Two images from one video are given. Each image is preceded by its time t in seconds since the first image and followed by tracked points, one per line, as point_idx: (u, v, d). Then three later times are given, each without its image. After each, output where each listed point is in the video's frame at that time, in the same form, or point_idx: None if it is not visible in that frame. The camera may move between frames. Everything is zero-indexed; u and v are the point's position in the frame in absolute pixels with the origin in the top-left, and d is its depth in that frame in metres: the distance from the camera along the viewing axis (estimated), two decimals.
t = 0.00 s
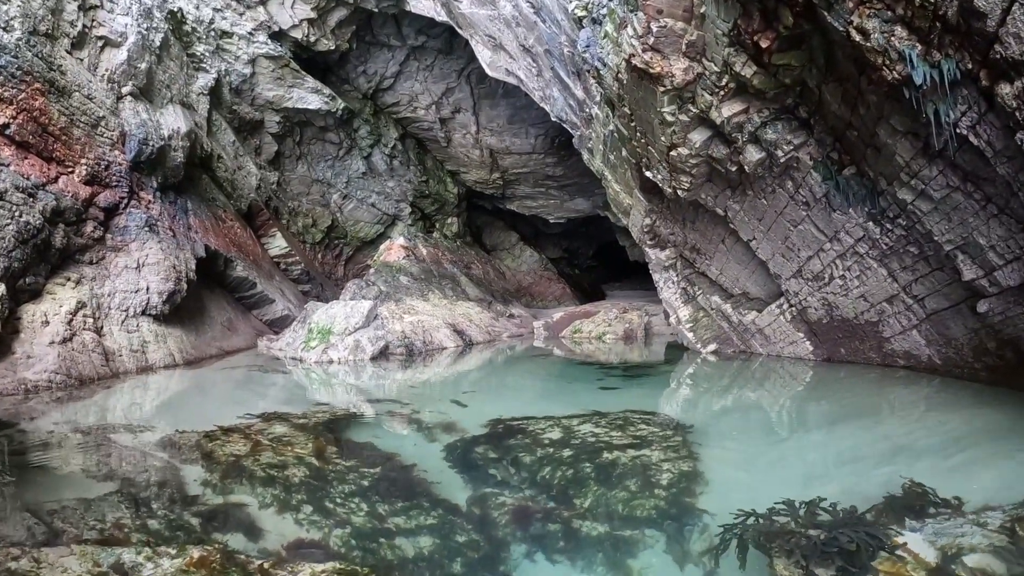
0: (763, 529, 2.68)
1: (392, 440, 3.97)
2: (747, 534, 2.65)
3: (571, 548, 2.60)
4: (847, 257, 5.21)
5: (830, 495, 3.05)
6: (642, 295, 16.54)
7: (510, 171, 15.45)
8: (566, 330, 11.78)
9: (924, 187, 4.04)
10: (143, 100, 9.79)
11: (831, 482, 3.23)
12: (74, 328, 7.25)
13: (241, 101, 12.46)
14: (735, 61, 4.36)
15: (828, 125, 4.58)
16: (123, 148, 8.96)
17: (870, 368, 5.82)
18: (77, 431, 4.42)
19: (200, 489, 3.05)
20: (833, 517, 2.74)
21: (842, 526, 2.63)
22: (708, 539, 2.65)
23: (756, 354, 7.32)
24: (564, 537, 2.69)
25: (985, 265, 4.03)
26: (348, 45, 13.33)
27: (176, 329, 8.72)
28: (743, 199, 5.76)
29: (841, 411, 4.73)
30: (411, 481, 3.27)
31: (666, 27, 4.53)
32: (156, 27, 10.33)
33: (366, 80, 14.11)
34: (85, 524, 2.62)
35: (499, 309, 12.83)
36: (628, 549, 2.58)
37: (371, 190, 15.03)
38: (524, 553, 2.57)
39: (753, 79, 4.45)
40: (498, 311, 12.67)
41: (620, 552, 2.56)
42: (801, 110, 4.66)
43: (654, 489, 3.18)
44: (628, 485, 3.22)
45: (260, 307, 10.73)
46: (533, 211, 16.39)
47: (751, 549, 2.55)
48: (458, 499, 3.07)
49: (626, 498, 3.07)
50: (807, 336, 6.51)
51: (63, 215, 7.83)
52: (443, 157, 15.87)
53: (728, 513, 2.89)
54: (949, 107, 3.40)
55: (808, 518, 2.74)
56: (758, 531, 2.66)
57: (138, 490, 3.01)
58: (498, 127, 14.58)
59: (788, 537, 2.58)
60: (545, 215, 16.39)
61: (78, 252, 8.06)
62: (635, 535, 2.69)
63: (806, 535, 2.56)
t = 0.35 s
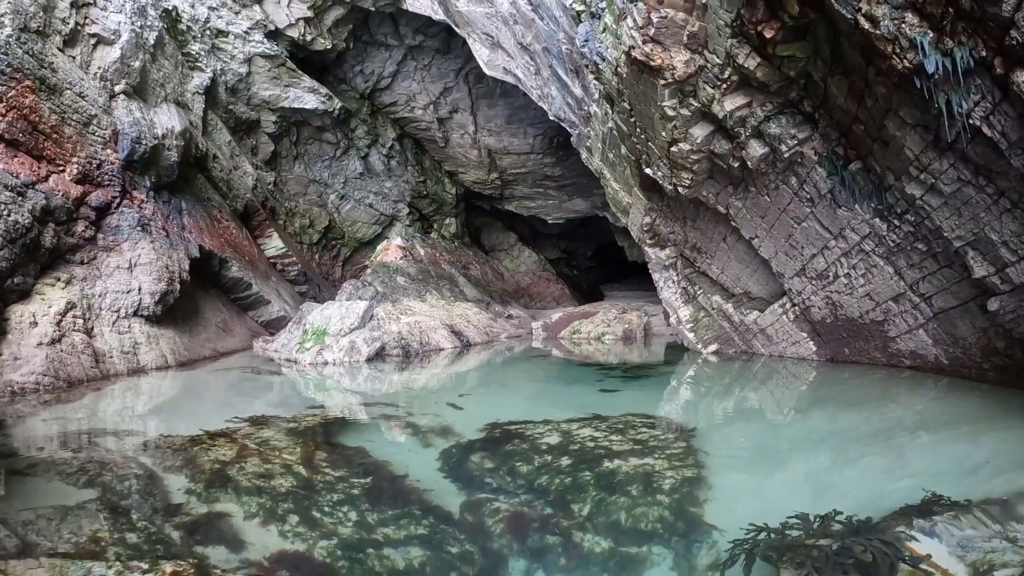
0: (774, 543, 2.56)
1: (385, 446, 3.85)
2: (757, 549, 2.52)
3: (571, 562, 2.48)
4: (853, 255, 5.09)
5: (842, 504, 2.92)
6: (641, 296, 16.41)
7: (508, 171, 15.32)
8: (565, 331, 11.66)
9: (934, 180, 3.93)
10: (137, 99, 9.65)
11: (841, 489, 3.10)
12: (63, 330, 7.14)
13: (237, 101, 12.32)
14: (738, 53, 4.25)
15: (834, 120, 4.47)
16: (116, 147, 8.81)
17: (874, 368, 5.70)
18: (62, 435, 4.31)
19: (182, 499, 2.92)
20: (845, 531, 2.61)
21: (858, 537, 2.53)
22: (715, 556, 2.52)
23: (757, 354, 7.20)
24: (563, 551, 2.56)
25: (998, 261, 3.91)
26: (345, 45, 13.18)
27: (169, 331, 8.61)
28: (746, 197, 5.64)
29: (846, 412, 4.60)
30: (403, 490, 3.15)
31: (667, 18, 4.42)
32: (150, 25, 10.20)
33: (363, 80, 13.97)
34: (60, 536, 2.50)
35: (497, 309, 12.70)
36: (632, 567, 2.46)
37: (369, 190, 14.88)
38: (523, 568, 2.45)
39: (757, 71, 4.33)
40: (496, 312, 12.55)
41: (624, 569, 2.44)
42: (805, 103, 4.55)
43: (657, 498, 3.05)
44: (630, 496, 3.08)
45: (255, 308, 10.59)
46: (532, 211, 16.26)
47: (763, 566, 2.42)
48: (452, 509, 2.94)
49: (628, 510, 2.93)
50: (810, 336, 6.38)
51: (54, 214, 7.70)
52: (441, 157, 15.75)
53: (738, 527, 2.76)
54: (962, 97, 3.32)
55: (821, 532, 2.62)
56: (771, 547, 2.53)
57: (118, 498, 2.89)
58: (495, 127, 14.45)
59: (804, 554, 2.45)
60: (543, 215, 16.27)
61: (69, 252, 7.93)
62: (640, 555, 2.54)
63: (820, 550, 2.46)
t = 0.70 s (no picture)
0: (793, 552, 2.43)
1: (378, 448, 3.71)
2: (775, 558, 2.38)
3: (571, 568, 2.37)
4: (858, 250, 4.98)
5: (857, 506, 2.79)
6: (639, 296, 16.29)
7: (506, 171, 15.19)
8: (563, 331, 11.54)
9: (945, 171, 3.83)
10: (129, 95, 9.50)
11: (853, 489, 2.98)
12: (50, 328, 7.02)
13: (232, 99, 12.17)
14: (742, 42, 4.13)
15: (840, 112, 4.35)
16: (107, 143, 8.65)
17: (879, 366, 5.59)
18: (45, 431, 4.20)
19: (161, 502, 2.80)
20: (860, 537, 2.49)
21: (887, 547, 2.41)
22: (724, 562, 2.41)
23: (759, 353, 7.08)
24: (562, 558, 2.44)
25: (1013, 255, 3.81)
26: (341, 42, 13.02)
27: (161, 329, 8.48)
28: (748, 192, 5.52)
29: (853, 410, 4.47)
30: (395, 493, 3.02)
31: (668, 6, 4.30)
32: (144, 21, 10.04)
33: (360, 79, 13.82)
34: (29, 540, 2.38)
35: (495, 309, 12.56)
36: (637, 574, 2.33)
37: (365, 190, 14.73)
38: None
39: (761, 60, 4.22)
40: (494, 312, 12.41)
41: None
42: (810, 94, 4.44)
43: (660, 502, 2.93)
44: (633, 500, 2.96)
45: (249, 307, 10.44)
46: (529, 211, 16.14)
47: None
48: (445, 515, 2.82)
49: (631, 515, 2.81)
50: (813, 334, 6.26)
51: (43, 210, 7.55)
52: (438, 157, 15.61)
53: (749, 530, 2.64)
54: (977, 83, 3.24)
55: (837, 539, 2.49)
56: (785, 554, 2.41)
57: (92, 502, 2.76)
58: (493, 126, 14.31)
59: (821, 564, 2.32)
60: (540, 215, 16.13)
61: (58, 249, 7.78)
62: (646, 558, 2.43)
63: (843, 560, 2.33)
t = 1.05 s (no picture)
0: (815, 558, 2.33)
1: (376, 449, 3.60)
2: (797, 566, 2.29)
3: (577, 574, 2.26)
4: (866, 245, 4.88)
5: (874, 508, 2.70)
6: (637, 296, 16.19)
7: (504, 170, 15.07)
8: (561, 330, 11.43)
9: (959, 161, 3.74)
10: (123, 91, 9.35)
11: (871, 489, 2.89)
12: (40, 325, 6.90)
13: (228, 97, 12.04)
14: (749, 31, 4.03)
15: (849, 103, 4.25)
16: (101, 139, 8.52)
17: (885, 363, 5.49)
18: (31, 429, 4.08)
19: (148, 507, 2.69)
20: (881, 542, 2.39)
21: (915, 551, 2.31)
22: (739, 568, 2.31)
23: (762, 352, 6.97)
24: (568, 565, 2.34)
25: None
26: (338, 40, 12.87)
27: (154, 328, 8.38)
28: (754, 187, 5.42)
29: (862, 407, 4.37)
30: (394, 496, 2.91)
31: None
32: (139, 17, 9.90)
33: (357, 77, 13.68)
34: (7, 546, 2.28)
35: (493, 309, 12.45)
36: None
37: (363, 189, 14.60)
38: None
39: (769, 49, 4.12)
40: (492, 312, 12.30)
41: None
42: (818, 85, 4.34)
43: (670, 504, 2.82)
44: (641, 502, 2.85)
45: (245, 306, 10.31)
46: (527, 211, 16.04)
47: None
48: (445, 519, 2.71)
49: (640, 518, 2.70)
50: (818, 332, 6.15)
51: (34, 205, 7.41)
52: (436, 156, 15.49)
53: (767, 537, 2.53)
54: (993, 69, 3.15)
55: (859, 544, 2.39)
56: (808, 563, 2.30)
57: (76, 504, 2.65)
58: (491, 125, 14.18)
59: (846, 569, 2.22)
60: (538, 215, 16.02)
61: (50, 245, 7.65)
62: (657, 566, 2.32)
63: (870, 565, 2.23)
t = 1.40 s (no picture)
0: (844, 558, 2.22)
1: (372, 449, 3.48)
2: (829, 565, 2.18)
3: None
4: (874, 238, 4.77)
5: (894, 507, 2.60)
6: (635, 295, 16.08)
7: (501, 168, 14.94)
8: (560, 329, 11.32)
9: (973, 149, 3.64)
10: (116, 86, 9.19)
11: (891, 489, 2.77)
12: (28, 322, 6.77)
13: (224, 94, 11.89)
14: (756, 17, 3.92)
15: (858, 91, 4.14)
16: (92, 133, 8.37)
17: (891, 360, 5.38)
18: (16, 425, 3.98)
19: (127, 515, 2.59)
20: (911, 539, 2.29)
21: (945, 548, 2.20)
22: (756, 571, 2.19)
23: (765, 349, 6.86)
24: (571, 569, 2.23)
25: None
26: (334, 37, 12.67)
27: (146, 326, 8.23)
28: (758, 179, 5.30)
29: (870, 404, 4.27)
30: (389, 499, 2.79)
31: None
32: (133, 11, 9.75)
33: (353, 74, 13.52)
34: None
35: (490, 308, 12.32)
36: None
37: (359, 187, 14.45)
38: None
39: (776, 35, 4.01)
40: (489, 310, 12.18)
41: None
42: (825, 74, 4.23)
43: (680, 507, 2.70)
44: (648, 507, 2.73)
45: (241, 304, 10.16)
46: (524, 210, 15.93)
47: None
48: (442, 523, 2.59)
49: (645, 521, 2.58)
50: (823, 328, 6.04)
51: (23, 200, 7.26)
52: (432, 154, 15.34)
53: (787, 538, 2.42)
54: (1010, 51, 3.04)
55: (893, 541, 2.28)
56: (842, 562, 2.19)
57: (52, 514, 2.55)
58: (488, 123, 14.02)
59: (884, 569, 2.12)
60: (536, 214, 15.89)
61: (39, 240, 7.51)
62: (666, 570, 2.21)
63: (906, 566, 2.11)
